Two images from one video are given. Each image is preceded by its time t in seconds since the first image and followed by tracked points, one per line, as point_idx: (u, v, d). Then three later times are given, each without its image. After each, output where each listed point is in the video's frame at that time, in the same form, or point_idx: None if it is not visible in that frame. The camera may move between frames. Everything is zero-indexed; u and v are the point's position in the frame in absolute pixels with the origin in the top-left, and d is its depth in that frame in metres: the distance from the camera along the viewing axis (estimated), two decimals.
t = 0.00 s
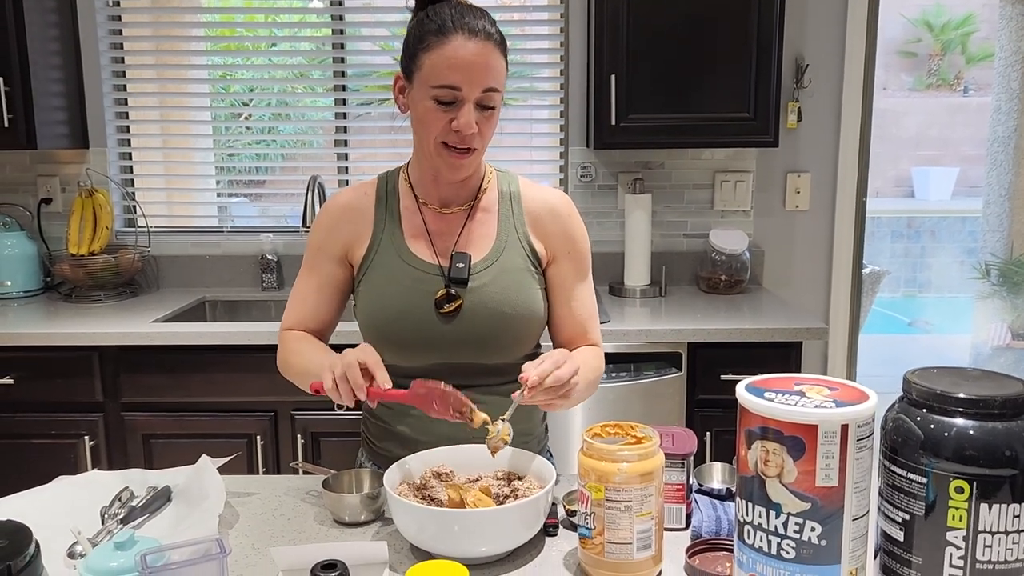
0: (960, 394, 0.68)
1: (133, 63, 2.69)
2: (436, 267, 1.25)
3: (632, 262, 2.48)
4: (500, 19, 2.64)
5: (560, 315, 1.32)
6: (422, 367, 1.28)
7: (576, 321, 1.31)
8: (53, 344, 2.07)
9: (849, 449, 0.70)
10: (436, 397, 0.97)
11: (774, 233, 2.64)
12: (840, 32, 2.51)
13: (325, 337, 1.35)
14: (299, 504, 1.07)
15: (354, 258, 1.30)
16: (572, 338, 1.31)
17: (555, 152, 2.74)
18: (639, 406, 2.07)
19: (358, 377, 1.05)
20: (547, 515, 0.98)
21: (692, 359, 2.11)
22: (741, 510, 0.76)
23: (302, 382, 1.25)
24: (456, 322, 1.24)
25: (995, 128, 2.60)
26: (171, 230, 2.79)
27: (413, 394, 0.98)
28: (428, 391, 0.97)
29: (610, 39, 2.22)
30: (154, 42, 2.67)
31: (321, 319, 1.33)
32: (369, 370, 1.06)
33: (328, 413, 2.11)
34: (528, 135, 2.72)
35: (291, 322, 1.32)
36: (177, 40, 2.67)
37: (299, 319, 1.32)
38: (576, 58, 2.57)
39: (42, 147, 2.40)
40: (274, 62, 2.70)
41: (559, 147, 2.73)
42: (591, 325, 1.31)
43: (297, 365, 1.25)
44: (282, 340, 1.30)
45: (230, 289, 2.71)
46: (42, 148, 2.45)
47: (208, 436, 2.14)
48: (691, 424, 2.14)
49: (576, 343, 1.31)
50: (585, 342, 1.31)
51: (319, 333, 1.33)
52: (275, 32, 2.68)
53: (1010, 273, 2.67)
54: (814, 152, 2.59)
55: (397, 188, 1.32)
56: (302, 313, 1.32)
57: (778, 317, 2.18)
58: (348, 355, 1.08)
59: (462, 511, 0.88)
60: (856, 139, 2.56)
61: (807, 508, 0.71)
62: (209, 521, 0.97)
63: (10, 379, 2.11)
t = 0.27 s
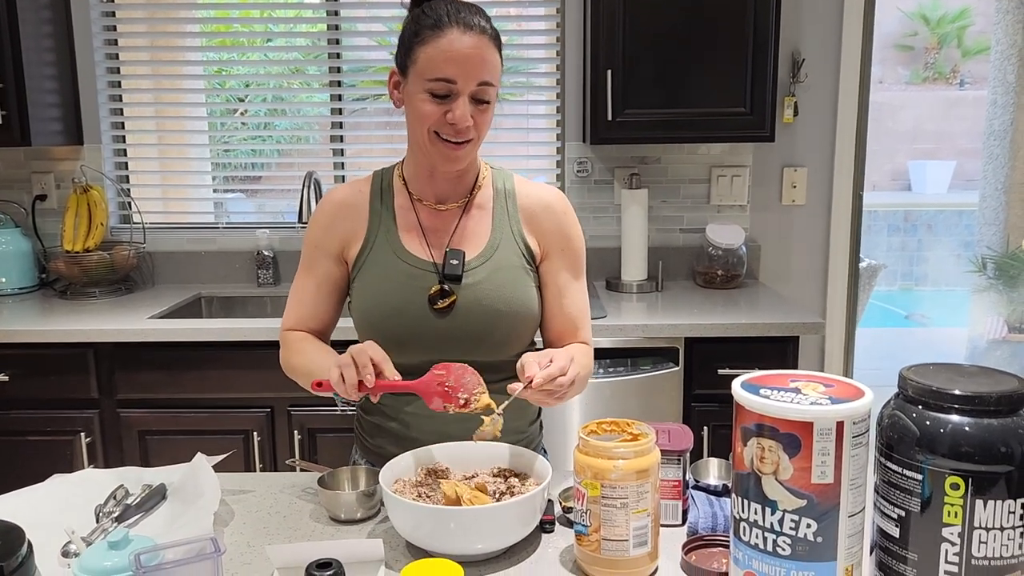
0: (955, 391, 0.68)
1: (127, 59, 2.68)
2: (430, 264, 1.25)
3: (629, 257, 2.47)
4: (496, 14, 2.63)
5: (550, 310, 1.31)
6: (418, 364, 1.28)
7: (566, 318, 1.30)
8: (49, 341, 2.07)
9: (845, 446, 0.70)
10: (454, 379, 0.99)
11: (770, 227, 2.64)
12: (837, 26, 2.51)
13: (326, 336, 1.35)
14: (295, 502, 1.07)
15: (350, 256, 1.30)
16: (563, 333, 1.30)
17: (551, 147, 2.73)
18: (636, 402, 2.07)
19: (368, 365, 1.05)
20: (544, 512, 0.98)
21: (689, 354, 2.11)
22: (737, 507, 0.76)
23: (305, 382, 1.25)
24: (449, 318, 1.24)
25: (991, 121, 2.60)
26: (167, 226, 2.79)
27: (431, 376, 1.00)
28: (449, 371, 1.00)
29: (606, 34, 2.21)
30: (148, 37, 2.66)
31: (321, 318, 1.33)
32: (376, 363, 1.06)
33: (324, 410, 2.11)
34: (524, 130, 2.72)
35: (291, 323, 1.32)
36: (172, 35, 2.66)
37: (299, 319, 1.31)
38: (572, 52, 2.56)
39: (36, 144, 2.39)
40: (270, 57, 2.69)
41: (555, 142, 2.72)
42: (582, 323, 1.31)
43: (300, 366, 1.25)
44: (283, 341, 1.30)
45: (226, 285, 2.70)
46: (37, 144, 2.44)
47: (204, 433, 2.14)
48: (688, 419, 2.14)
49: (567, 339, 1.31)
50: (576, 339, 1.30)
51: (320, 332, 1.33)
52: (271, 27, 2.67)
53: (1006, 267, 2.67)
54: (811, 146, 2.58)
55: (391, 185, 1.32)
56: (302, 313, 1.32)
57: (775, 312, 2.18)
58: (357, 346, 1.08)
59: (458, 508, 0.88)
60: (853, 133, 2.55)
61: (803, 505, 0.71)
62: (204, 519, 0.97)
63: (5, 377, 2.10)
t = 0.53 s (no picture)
0: (951, 385, 0.67)
1: (119, 56, 2.66)
2: (417, 260, 1.24)
3: (624, 253, 2.46)
4: (490, 9, 2.61)
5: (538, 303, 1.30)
6: (409, 361, 1.27)
7: (556, 310, 1.29)
8: (40, 341, 2.05)
9: (840, 442, 0.69)
10: (451, 387, 0.99)
11: (766, 223, 2.64)
12: (832, 20, 2.50)
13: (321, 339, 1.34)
14: (285, 501, 1.06)
15: (339, 253, 1.29)
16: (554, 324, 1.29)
17: (546, 143, 2.72)
18: (631, 399, 2.07)
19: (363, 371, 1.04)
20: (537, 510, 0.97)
21: (685, 350, 2.11)
22: (731, 504, 0.76)
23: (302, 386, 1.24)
24: (436, 313, 1.23)
25: (986, 117, 2.60)
26: (160, 224, 2.77)
27: (428, 383, 0.99)
28: (446, 381, 1.00)
29: (600, 29, 2.20)
30: (140, 35, 2.64)
31: (315, 320, 1.31)
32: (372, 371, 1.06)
33: (318, 408, 2.10)
34: (518, 126, 2.70)
35: (285, 327, 1.30)
36: (164, 32, 2.64)
37: (293, 323, 1.30)
38: (566, 48, 2.55)
39: (26, 142, 2.37)
40: (264, 55, 2.68)
41: (550, 138, 2.71)
42: (574, 314, 1.29)
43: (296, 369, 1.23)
44: (279, 346, 1.28)
45: (219, 283, 2.68)
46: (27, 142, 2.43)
47: (197, 433, 2.12)
48: (684, 416, 2.13)
49: (559, 331, 1.29)
50: (567, 332, 1.29)
51: (315, 335, 1.32)
52: (264, 24, 2.65)
53: (1002, 261, 2.67)
54: (806, 141, 2.58)
55: (378, 180, 1.30)
56: (298, 318, 1.30)
57: (770, 308, 2.17)
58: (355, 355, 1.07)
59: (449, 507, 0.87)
60: (848, 128, 2.55)
61: (798, 501, 0.70)
62: (193, 519, 0.96)
63: None
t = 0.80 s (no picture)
0: (950, 383, 0.66)
1: (109, 57, 2.64)
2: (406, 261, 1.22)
3: (618, 252, 2.45)
4: (484, 8, 2.60)
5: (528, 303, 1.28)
6: (402, 363, 1.25)
7: (547, 310, 1.27)
8: (29, 344, 2.03)
9: (838, 442, 0.68)
10: (420, 383, 0.98)
11: (761, 222, 2.63)
12: (826, 18, 2.49)
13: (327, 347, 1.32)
14: (275, 506, 1.05)
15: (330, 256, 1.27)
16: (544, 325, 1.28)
17: (540, 143, 2.71)
18: (625, 400, 2.05)
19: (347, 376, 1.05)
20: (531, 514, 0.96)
21: (680, 350, 2.09)
22: (727, 506, 0.74)
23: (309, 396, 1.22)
24: (425, 315, 1.22)
25: (980, 114, 2.56)
26: (152, 226, 2.75)
27: (399, 381, 0.98)
28: (416, 376, 0.99)
29: (593, 27, 2.19)
30: (132, 35, 2.62)
31: (318, 327, 1.30)
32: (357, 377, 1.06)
33: (311, 411, 2.08)
34: (512, 126, 2.69)
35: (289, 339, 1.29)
36: (156, 32, 2.62)
37: (296, 333, 1.28)
38: (560, 46, 2.54)
39: (15, 143, 2.35)
40: (257, 55, 2.66)
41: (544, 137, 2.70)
42: (564, 315, 1.28)
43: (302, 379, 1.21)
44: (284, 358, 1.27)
45: (211, 286, 2.67)
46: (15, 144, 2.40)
47: (189, 436, 2.10)
48: (679, 416, 2.12)
49: (549, 332, 1.28)
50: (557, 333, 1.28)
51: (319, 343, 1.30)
52: (257, 23, 2.63)
53: (996, 259, 2.63)
54: (800, 139, 2.57)
55: (367, 182, 1.29)
56: (302, 327, 1.29)
57: (765, 307, 2.16)
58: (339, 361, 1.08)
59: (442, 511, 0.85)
60: (842, 126, 2.54)
61: (795, 504, 0.69)
62: (181, 525, 0.94)
63: None
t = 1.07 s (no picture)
0: (950, 399, 0.65)
1: (98, 61, 2.61)
2: (394, 273, 1.21)
3: (613, 257, 2.44)
4: (478, 12, 2.59)
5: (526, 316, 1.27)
6: (392, 374, 1.24)
7: (543, 320, 1.26)
8: (18, 353, 2.01)
9: (835, 459, 0.66)
10: (428, 387, 0.94)
11: (756, 225, 2.62)
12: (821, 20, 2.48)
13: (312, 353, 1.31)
14: (263, 521, 1.03)
15: (317, 267, 1.26)
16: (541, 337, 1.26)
17: (534, 146, 2.69)
18: (619, 406, 2.04)
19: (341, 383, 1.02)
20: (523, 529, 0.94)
21: (675, 356, 2.08)
22: (722, 524, 0.73)
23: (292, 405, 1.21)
24: (413, 328, 1.20)
25: (973, 116, 2.58)
26: (144, 232, 2.73)
27: (405, 386, 0.95)
28: (423, 380, 0.95)
29: (587, 31, 2.17)
30: (123, 39, 2.59)
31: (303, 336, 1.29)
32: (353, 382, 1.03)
33: (303, 419, 2.07)
34: (506, 130, 2.67)
35: (273, 346, 1.28)
36: (148, 36, 2.60)
37: (279, 341, 1.27)
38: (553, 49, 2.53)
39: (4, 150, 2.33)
40: (249, 59, 2.64)
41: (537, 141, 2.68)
42: (562, 323, 1.26)
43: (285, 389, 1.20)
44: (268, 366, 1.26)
45: (202, 292, 2.65)
46: (4, 150, 2.38)
47: (180, 445, 2.08)
48: (674, 422, 2.11)
49: (547, 343, 1.27)
50: (555, 341, 1.26)
51: (303, 351, 1.29)
52: (250, 27, 2.61)
53: (990, 261, 2.63)
54: (795, 142, 2.56)
55: (354, 193, 1.28)
56: (284, 335, 1.27)
57: (761, 311, 2.15)
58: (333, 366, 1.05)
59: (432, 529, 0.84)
60: (837, 129, 2.53)
61: (792, 522, 0.67)
62: (166, 543, 0.93)
63: None
